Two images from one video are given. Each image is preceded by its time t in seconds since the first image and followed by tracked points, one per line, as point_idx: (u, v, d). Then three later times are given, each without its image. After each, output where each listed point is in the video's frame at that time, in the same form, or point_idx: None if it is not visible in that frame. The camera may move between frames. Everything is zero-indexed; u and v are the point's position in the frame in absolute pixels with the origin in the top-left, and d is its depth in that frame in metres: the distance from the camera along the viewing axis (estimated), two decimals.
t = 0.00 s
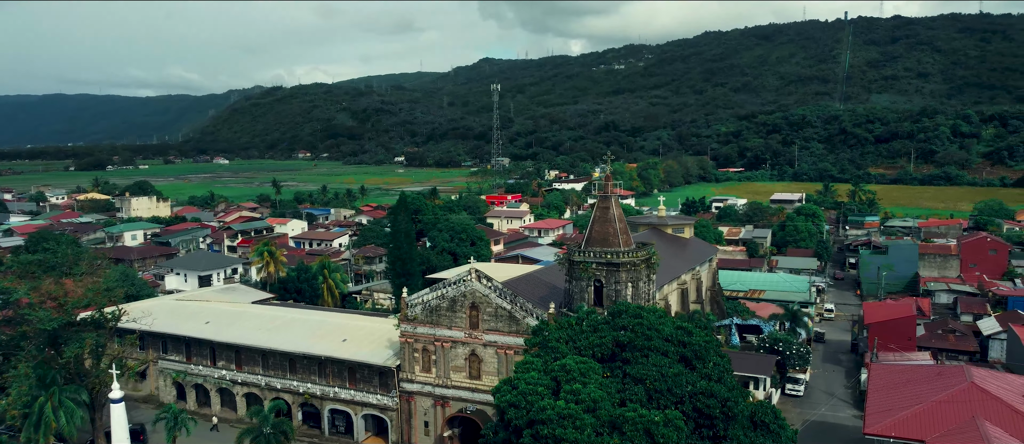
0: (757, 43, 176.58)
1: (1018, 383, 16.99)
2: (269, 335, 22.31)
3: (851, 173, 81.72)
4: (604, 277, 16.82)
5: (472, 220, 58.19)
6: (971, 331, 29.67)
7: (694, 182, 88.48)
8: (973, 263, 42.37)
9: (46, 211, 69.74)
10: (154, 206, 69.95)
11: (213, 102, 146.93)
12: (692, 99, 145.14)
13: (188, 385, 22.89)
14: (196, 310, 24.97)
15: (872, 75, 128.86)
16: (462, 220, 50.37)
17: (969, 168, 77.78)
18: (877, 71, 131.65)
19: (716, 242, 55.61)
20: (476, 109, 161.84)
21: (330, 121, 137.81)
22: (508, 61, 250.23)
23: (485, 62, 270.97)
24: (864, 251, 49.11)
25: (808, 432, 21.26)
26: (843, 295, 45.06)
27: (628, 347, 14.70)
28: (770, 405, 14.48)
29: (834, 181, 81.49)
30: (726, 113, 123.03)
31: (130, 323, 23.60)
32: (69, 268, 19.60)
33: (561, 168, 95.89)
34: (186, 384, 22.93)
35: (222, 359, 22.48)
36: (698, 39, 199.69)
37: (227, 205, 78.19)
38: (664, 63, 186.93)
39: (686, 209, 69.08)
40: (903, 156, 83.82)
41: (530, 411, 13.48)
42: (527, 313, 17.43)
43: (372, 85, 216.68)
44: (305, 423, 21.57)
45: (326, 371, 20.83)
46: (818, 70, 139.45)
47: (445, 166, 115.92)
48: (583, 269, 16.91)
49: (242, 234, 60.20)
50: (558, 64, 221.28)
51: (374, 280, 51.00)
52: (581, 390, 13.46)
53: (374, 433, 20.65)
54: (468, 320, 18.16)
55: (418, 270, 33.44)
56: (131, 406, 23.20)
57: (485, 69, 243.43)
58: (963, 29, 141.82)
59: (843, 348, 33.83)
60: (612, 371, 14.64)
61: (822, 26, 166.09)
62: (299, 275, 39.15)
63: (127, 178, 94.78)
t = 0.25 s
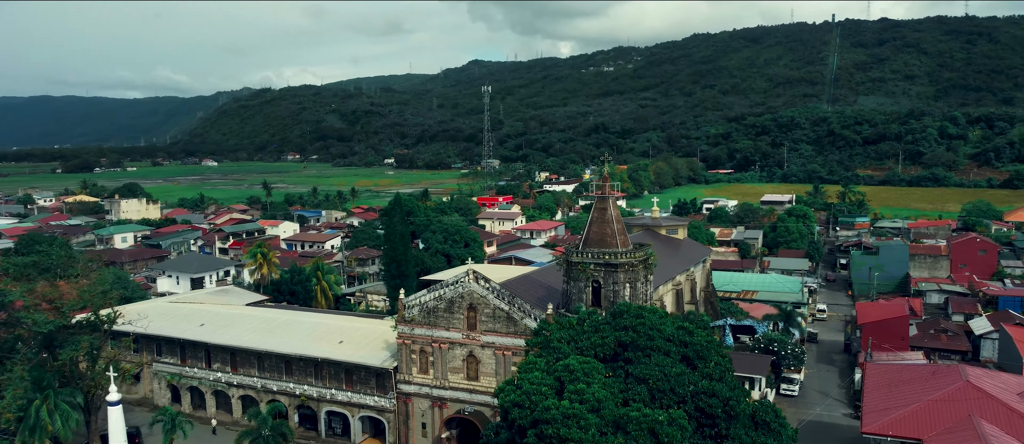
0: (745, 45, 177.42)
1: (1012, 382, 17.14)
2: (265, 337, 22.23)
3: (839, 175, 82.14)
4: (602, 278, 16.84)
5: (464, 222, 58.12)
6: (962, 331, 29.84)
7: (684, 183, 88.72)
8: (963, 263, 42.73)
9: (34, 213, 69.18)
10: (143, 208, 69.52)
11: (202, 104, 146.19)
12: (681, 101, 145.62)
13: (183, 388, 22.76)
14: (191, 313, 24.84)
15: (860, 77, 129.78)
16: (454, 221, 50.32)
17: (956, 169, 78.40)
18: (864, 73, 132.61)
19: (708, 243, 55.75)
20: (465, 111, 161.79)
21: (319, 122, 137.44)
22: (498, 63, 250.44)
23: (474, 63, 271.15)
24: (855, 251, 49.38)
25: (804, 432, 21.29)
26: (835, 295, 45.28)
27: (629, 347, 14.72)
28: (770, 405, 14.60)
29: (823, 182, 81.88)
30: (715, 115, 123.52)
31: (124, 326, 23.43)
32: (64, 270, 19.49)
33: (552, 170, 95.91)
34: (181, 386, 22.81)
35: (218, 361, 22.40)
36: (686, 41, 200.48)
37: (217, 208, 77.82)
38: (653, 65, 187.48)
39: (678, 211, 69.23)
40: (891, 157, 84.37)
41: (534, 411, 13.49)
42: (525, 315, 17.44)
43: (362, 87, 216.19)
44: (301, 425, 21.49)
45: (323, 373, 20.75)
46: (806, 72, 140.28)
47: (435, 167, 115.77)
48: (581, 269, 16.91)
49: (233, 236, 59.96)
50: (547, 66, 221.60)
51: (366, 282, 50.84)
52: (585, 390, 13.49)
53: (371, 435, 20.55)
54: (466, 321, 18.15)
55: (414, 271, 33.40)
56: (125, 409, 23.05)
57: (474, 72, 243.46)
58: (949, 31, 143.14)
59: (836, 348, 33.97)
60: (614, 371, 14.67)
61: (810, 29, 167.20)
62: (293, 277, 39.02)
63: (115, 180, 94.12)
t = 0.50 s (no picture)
0: (735, 47, 178.18)
1: (1007, 381, 17.29)
2: (261, 339, 22.15)
3: (829, 176, 82.50)
4: (601, 279, 16.86)
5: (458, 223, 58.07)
6: (955, 331, 30.08)
7: (676, 185, 88.93)
8: (954, 263, 43.08)
9: (23, 216, 68.64)
10: (134, 210, 69.13)
11: (192, 106, 145.53)
12: (671, 103, 146.02)
13: (179, 390, 22.66)
14: (185, 315, 24.66)
15: (849, 79, 130.60)
16: (448, 223, 50.25)
17: (945, 171, 78.98)
18: (853, 75, 133.48)
19: (701, 244, 55.89)
20: (456, 113, 161.74)
21: (310, 124, 137.00)
22: (488, 65, 250.53)
23: (464, 65, 271.10)
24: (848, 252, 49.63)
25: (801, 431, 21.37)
26: (827, 296, 45.49)
27: (631, 347, 14.73)
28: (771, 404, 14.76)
29: (813, 183, 82.21)
30: (705, 117, 123.90)
31: (119, 328, 23.28)
32: (58, 272, 19.40)
33: (543, 172, 95.89)
34: (176, 389, 22.71)
35: (214, 363, 22.30)
36: (676, 43, 201.11)
37: (208, 209, 77.44)
38: (643, 67, 187.95)
39: (670, 212, 69.35)
40: (881, 159, 84.87)
41: (539, 411, 13.46)
42: (524, 316, 17.46)
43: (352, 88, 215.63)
44: (298, 427, 21.43)
45: (319, 374, 20.67)
46: (796, 74, 140.99)
47: (426, 169, 115.61)
48: (579, 270, 16.93)
49: (226, 238, 59.72)
50: (537, 68, 221.80)
51: (360, 283, 50.64)
52: (589, 390, 13.49)
53: (368, 437, 20.50)
54: (464, 322, 18.13)
55: (409, 273, 33.37)
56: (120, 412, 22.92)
57: (465, 73, 243.37)
58: (937, 34, 144.51)
59: (830, 348, 34.11)
60: (617, 371, 14.71)
61: (799, 31, 168.17)
62: (287, 279, 38.84)
63: (104, 182, 93.44)
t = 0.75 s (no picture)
0: (724, 49, 179.00)
1: (1001, 380, 17.46)
2: (257, 340, 22.07)
3: (818, 177, 82.93)
4: (599, 279, 16.89)
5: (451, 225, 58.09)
6: (947, 330, 30.31)
7: (666, 186, 89.24)
8: (944, 264, 43.43)
9: (11, 218, 68.22)
10: (124, 212, 68.78)
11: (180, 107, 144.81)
12: (660, 104, 146.51)
13: (174, 392, 22.56)
14: (180, 317, 24.53)
15: (836, 81, 131.55)
16: (441, 224, 50.21)
17: (932, 172, 79.64)
18: (841, 76, 134.53)
19: (694, 245, 56.04)
20: (446, 114, 161.68)
21: (299, 125, 136.67)
22: (477, 67, 250.68)
23: (453, 67, 271.19)
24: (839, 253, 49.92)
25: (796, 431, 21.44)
26: (819, 296, 45.70)
27: (633, 348, 14.77)
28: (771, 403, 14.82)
29: (802, 184, 82.62)
30: (694, 118, 124.38)
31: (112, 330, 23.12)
32: (53, 274, 19.32)
33: (533, 173, 96.02)
34: (171, 391, 22.59)
35: (208, 365, 22.18)
36: (665, 45, 201.85)
37: (198, 211, 77.11)
38: (632, 68, 188.54)
39: (661, 213, 69.53)
40: (869, 160, 85.48)
41: (543, 411, 13.44)
42: (522, 316, 17.47)
43: (341, 90, 215.15)
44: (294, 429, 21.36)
45: (316, 376, 20.62)
46: (784, 75, 141.85)
47: (416, 170, 115.53)
48: (577, 270, 16.95)
49: (217, 239, 59.55)
50: (526, 70, 222.10)
51: (353, 285, 50.57)
52: (593, 390, 13.50)
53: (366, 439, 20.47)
54: (462, 323, 18.13)
55: (404, 274, 33.20)
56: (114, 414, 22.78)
57: (454, 75, 243.34)
58: (923, 36, 145.92)
59: (823, 348, 34.27)
60: (619, 372, 14.73)
61: (787, 34, 169.27)
62: (280, 281, 38.69)
63: (93, 184, 92.87)
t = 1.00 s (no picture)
0: (713, 50, 179.66)
1: (997, 378, 17.57)
2: (252, 342, 22.00)
3: (808, 178, 83.31)
4: (597, 280, 16.92)
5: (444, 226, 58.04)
6: (940, 330, 30.46)
7: (657, 187, 89.49)
8: (936, 264, 43.55)
9: None
10: (114, 214, 68.35)
11: (170, 108, 144.07)
12: (650, 106, 146.93)
13: (169, 395, 22.48)
14: (174, 319, 24.43)
15: (825, 82, 132.42)
16: (434, 225, 50.12)
17: (921, 173, 80.09)
18: (830, 78, 135.44)
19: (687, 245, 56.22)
20: (436, 116, 161.57)
21: (289, 127, 136.30)
22: (467, 68, 250.64)
23: (444, 68, 271.16)
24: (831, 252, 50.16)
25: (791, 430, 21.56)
26: (812, 296, 45.88)
27: (636, 347, 14.80)
28: (773, 402, 14.85)
29: (792, 185, 82.97)
30: (684, 120, 124.77)
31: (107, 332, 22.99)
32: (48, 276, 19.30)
33: (525, 174, 96.04)
34: (167, 393, 22.51)
35: (204, 368, 22.10)
36: (655, 47, 202.51)
37: (189, 213, 76.74)
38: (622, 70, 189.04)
39: (654, 214, 69.67)
40: (858, 161, 85.98)
41: (547, 412, 13.39)
42: (519, 317, 17.48)
43: (331, 91, 214.64)
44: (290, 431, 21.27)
45: (313, 378, 20.60)
46: (773, 77, 142.65)
47: (407, 171, 115.40)
48: (575, 271, 16.98)
49: (210, 241, 59.41)
50: (517, 71, 222.37)
51: (347, 286, 50.41)
52: (596, 390, 13.50)
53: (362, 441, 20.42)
54: (460, 324, 18.13)
55: (400, 275, 33.20)
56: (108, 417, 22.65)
57: (444, 77, 243.27)
58: (911, 38, 147.40)
59: (817, 348, 34.41)
60: (621, 372, 14.74)
61: (776, 35, 170.27)
62: (275, 282, 38.54)
63: (81, 186, 92.25)
